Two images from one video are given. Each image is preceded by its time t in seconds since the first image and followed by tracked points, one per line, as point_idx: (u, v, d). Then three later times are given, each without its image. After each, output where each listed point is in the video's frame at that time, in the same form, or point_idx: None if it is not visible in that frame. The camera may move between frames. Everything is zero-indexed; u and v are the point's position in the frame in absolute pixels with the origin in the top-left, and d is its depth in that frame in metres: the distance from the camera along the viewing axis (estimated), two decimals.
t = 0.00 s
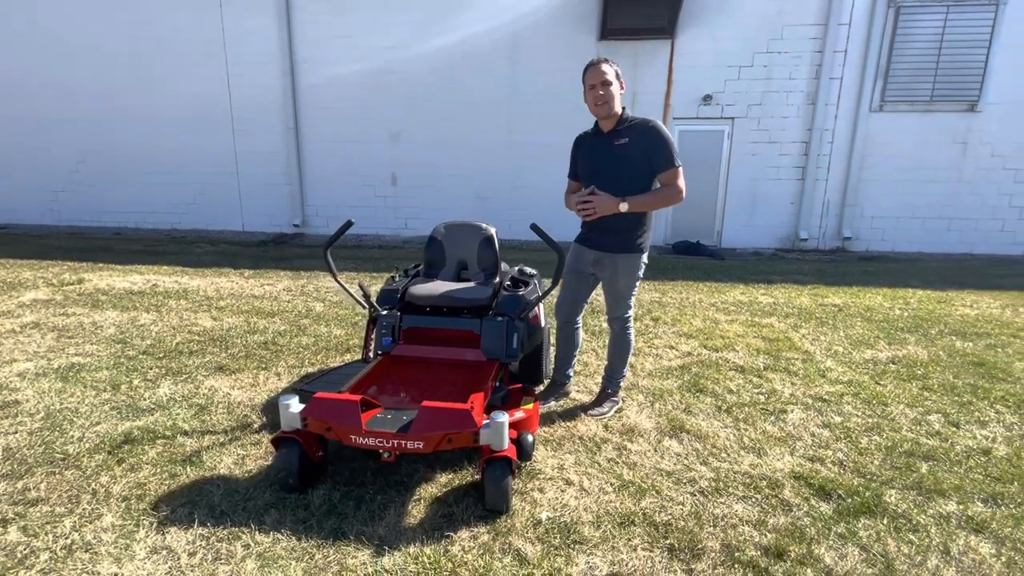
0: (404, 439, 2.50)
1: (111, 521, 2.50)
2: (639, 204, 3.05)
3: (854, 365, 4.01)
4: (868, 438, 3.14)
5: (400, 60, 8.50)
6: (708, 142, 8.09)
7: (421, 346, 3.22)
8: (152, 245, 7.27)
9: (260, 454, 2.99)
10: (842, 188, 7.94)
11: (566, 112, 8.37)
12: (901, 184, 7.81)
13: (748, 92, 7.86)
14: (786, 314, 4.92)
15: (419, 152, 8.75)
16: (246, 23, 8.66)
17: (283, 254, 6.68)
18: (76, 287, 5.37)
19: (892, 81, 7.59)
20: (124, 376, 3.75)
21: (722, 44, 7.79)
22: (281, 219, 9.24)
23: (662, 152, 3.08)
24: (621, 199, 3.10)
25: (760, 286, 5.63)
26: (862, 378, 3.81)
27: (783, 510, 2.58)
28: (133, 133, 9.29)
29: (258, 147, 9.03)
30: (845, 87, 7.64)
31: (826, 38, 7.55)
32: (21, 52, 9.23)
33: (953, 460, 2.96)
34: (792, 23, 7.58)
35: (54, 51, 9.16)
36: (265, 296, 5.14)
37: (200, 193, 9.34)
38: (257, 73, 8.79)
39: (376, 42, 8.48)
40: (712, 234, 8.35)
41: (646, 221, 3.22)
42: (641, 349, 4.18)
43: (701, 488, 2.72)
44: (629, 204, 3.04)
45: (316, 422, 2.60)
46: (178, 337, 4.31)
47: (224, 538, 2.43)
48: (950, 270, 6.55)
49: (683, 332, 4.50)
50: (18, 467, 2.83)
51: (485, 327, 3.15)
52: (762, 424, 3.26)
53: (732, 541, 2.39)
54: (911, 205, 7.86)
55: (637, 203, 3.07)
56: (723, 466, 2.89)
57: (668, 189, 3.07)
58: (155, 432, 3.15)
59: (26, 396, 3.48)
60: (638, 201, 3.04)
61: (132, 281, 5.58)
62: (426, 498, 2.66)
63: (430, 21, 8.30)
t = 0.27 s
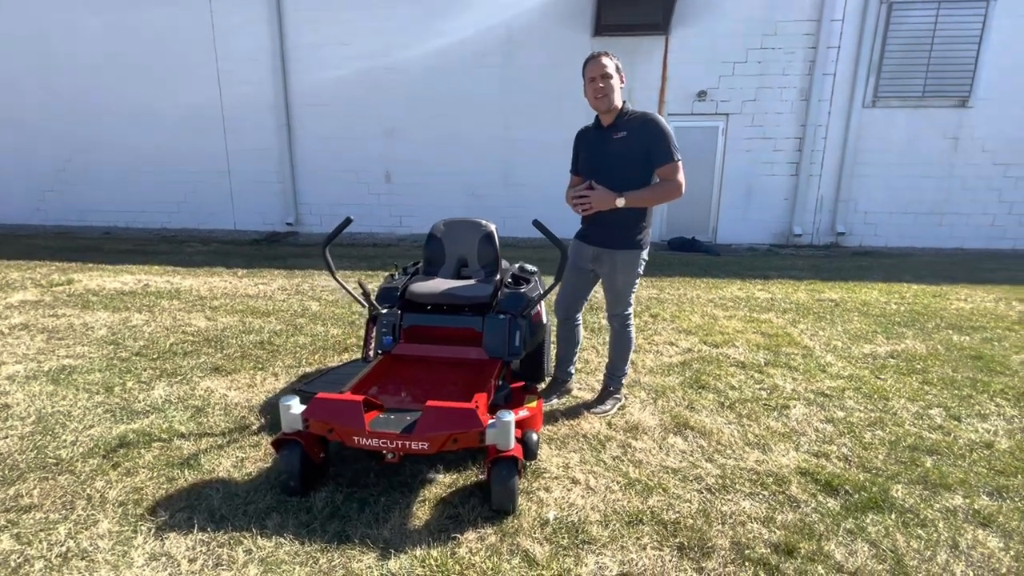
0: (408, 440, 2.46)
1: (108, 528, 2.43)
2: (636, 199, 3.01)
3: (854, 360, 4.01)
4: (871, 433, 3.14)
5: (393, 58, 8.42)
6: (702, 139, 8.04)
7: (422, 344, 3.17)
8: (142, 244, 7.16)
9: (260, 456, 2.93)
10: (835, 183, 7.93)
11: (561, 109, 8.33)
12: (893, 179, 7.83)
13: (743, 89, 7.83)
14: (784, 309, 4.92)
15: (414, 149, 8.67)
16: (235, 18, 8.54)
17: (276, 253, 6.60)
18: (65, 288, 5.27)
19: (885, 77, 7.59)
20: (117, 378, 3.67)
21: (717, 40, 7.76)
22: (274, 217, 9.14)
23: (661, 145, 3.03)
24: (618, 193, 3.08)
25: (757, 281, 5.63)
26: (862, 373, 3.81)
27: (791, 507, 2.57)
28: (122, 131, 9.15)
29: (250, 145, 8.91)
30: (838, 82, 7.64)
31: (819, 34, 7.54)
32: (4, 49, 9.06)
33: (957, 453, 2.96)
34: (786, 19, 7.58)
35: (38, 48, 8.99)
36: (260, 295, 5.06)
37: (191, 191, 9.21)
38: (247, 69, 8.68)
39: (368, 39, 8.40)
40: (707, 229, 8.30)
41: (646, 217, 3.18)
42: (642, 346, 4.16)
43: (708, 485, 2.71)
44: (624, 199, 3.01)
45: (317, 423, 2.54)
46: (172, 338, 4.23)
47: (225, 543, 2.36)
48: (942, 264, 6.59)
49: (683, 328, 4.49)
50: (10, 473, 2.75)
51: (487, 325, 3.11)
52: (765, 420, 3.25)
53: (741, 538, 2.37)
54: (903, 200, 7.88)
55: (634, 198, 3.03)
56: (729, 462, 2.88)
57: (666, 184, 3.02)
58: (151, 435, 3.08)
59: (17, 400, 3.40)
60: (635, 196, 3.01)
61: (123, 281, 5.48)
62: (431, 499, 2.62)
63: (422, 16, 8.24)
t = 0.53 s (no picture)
0: (410, 445, 2.37)
1: (98, 541, 2.33)
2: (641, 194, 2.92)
3: (857, 356, 3.97)
4: (879, 431, 3.10)
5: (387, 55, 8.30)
6: (697, 135, 7.94)
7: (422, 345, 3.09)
8: (130, 245, 7.01)
9: (256, 462, 2.83)
10: (830, 179, 7.89)
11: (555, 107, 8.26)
12: (886, 174, 7.83)
13: (738, 85, 7.74)
14: (784, 305, 4.88)
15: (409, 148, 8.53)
16: (225, 14, 8.37)
17: (267, 253, 6.48)
18: (51, 290, 5.13)
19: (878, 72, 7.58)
20: (107, 382, 3.55)
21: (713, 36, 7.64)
22: (266, 217, 8.98)
23: (666, 140, 2.96)
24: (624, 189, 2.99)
25: (755, 278, 5.60)
26: (866, 369, 3.78)
27: (803, 508, 2.52)
28: (111, 131, 8.94)
29: (241, 143, 8.74)
30: (832, 78, 7.60)
31: (812, 31, 7.49)
32: None
33: (966, 450, 2.93)
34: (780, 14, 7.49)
35: (24, 45, 8.78)
36: (252, 296, 4.96)
37: (181, 192, 9.03)
38: (238, 67, 8.51)
39: (361, 38, 8.29)
40: (703, 226, 8.21)
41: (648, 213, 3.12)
42: (643, 344, 4.10)
43: (718, 487, 2.65)
44: (632, 195, 2.92)
45: (316, 429, 2.45)
46: (163, 340, 4.12)
47: (222, 555, 2.27)
48: (937, 259, 6.60)
49: (683, 326, 4.43)
50: None
51: (489, 325, 3.03)
52: (772, 418, 3.20)
53: (755, 542, 2.31)
54: (896, 195, 7.87)
55: (639, 192, 2.94)
56: (737, 463, 2.82)
57: (669, 179, 2.95)
58: (143, 442, 2.98)
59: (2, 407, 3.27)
60: (642, 191, 2.93)
61: (111, 282, 5.35)
62: (435, 506, 2.54)
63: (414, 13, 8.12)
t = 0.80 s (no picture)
0: (412, 456, 2.27)
1: (82, 562, 2.21)
2: (653, 195, 2.84)
3: (860, 354, 3.91)
4: (888, 431, 3.06)
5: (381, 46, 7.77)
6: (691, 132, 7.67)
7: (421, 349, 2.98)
8: (118, 247, 6.86)
9: (249, 475, 2.73)
10: (824, 175, 7.65)
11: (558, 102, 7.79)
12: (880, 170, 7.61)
13: (731, 81, 7.46)
14: (784, 303, 4.83)
15: (402, 146, 7.99)
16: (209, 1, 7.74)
17: (258, 254, 6.34)
18: (36, 295, 4.97)
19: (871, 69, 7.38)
20: (93, 392, 3.42)
21: (707, 30, 7.36)
22: (257, 217, 8.38)
23: (675, 141, 2.91)
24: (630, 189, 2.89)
25: (754, 275, 5.54)
26: (870, 368, 3.72)
27: (817, 514, 2.47)
28: (91, 125, 8.31)
29: (230, 139, 8.13)
30: (826, 74, 7.35)
31: (807, 26, 7.24)
32: None
33: (978, 451, 2.89)
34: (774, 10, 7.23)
35: None
36: (244, 299, 4.83)
37: (166, 191, 8.42)
38: (224, 57, 7.88)
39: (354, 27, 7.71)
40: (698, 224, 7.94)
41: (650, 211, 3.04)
42: (644, 344, 4.03)
43: (728, 494, 2.59)
44: (641, 195, 2.84)
45: (313, 441, 2.36)
46: (151, 346, 3.99)
47: None
48: (932, 254, 6.56)
49: (684, 325, 4.36)
50: None
51: (490, 328, 2.94)
52: (779, 420, 3.15)
53: (771, 552, 2.25)
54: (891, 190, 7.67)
55: (650, 193, 2.86)
56: (747, 468, 2.77)
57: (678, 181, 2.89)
58: (131, 454, 2.86)
59: None
60: (651, 191, 2.84)
61: (98, 286, 5.20)
62: (437, 519, 2.44)
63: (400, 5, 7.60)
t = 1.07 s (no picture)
0: (414, 468, 2.19)
1: None
2: (657, 195, 2.77)
3: (860, 352, 3.88)
4: (894, 431, 3.05)
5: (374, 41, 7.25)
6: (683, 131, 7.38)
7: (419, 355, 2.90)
8: (106, 250, 6.71)
9: (242, 488, 2.63)
10: (815, 172, 7.42)
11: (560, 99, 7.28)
12: (872, 167, 7.39)
13: (723, 78, 7.18)
14: (781, 301, 4.79)
15: (398, 144, 7.46)
16: None
17: (249, 256, 6.22)
18: (18, 301, 4.82)
19: (862, 66, 7.14)
20: (78, 403, 3.29)
21: (699, 26, 7.06)
22: (246, 220, 7.81)
23: (678, 143, 2.86)
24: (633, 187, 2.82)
25: (750, 273, 5.51)
26: (872, 366, 3.69)
27: (829, 520, 2.44)
28: (68, 122, 7.69)
29: (218, 137, 7.56)
30: (817, 73, 7.14)
31: (797, 23, 7.01)
32: None
33: (986, 450, 2.89)
34: (766, 7, 6.99)
35: None
36: (234, 302, 4.71)
37: (148, 193, 7.83)
38: (211, 51, 7.32)
39: (346, 18, 7.14)
40: (692, 221, 7.64)
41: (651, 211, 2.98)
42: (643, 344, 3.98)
43: (738, 499, 2.55)
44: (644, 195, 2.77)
45: (310, 453, 2.27)
46: (139, 354, 3.87)
47: None
48: (924, 250, 6.56)
49: (682, 324, 4.31)
50: None
51: (490, 331, 2.86)
52: (784, 421, 3.11)
53: (785, 561, 2.22)
54: (885, 189, 7.45)
55: (653, 194, 2.79)
56: (755, 471, 2.73)
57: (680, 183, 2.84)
58: (118, 469, 2.75)
59: None
60: (655, 191, 2.77)
61: (82, 291, 5.06)
62: (440, 531, 2.36)
63: None
